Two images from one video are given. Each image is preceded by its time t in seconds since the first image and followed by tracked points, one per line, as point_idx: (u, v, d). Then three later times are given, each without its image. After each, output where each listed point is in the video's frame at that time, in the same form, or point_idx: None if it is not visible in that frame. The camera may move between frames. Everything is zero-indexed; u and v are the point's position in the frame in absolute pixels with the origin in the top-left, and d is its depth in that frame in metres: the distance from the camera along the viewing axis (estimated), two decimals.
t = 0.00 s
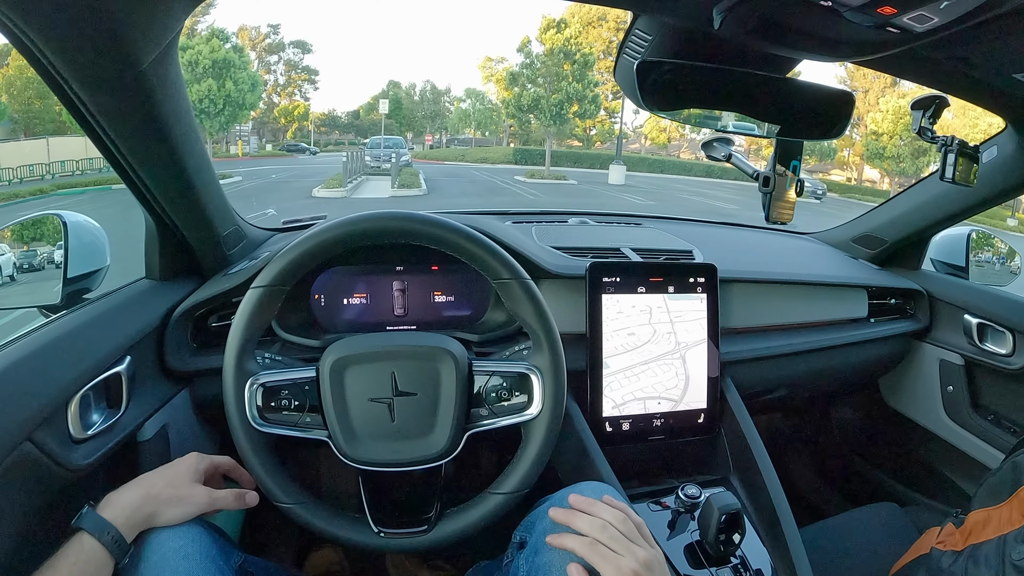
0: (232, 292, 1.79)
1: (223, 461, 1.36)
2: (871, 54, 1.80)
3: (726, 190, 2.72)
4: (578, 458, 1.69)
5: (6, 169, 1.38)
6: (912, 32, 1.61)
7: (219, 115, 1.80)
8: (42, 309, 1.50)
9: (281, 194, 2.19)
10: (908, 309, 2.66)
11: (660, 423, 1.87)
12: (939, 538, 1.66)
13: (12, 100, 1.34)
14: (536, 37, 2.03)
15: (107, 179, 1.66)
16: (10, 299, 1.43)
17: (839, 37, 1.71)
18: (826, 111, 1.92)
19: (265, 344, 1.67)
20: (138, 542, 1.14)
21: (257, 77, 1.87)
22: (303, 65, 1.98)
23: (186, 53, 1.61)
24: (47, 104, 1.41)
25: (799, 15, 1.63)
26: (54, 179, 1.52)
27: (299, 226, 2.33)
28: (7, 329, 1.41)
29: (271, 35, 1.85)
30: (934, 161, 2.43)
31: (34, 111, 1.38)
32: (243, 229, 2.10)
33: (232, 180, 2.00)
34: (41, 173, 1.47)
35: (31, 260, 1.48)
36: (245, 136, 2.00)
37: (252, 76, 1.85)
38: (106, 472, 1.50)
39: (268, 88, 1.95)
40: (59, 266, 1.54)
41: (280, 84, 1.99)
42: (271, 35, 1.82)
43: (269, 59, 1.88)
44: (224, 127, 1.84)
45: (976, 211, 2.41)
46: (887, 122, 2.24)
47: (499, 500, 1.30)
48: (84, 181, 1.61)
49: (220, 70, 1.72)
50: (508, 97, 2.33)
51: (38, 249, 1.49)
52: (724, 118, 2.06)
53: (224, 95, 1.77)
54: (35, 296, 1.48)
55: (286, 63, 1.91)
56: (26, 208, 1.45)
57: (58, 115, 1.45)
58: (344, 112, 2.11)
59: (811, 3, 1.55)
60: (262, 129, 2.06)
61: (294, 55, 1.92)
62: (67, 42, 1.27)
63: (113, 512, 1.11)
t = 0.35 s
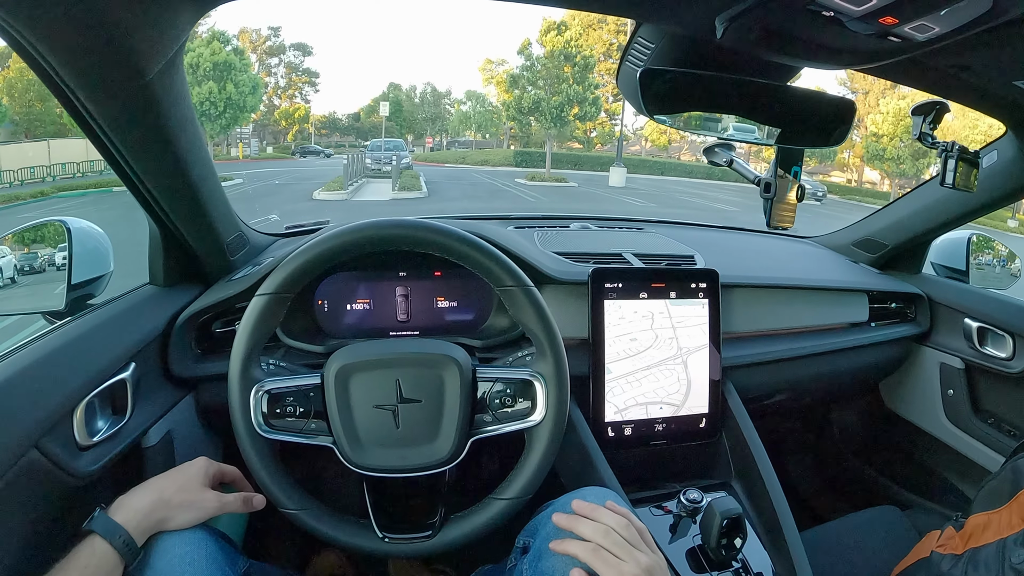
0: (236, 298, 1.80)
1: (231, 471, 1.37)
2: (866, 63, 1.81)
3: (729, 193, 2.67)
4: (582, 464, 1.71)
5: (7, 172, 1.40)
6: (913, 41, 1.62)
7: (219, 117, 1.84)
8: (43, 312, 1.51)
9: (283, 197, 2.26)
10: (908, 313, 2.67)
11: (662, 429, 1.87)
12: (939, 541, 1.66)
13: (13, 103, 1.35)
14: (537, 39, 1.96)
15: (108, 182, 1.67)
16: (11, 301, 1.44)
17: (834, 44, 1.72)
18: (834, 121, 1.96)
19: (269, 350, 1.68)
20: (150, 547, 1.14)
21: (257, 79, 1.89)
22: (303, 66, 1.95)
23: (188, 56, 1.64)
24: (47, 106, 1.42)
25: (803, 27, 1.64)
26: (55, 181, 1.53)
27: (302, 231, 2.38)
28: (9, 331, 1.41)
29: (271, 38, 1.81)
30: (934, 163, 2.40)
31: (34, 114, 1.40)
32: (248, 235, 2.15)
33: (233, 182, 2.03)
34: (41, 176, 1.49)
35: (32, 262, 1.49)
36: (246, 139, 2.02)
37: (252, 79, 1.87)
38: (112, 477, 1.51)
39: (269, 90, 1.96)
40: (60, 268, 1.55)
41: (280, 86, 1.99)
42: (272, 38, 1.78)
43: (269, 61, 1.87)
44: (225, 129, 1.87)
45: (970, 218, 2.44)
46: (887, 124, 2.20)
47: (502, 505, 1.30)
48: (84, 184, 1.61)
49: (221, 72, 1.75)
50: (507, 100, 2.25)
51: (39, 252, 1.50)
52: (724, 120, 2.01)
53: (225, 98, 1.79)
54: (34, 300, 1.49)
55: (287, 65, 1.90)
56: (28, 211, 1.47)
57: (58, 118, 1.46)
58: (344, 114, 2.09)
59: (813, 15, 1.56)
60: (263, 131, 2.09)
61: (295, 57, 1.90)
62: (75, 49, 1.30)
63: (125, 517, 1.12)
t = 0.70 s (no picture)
0: (238, 311, 1.81)
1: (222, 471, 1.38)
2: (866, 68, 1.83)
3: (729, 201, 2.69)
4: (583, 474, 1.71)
5: (11, 186, 1.42)
6: (905, 46, 1.64)
7: (224, 132, 1.85)
8: (48, 326, 1.53)
9: (289, 210, 2.28)
10: (909, 318, 2.67)
11: (663, 438, 1.87)
12: (944, 546, 1.65)
13: (19, 118, 1.37)
14: (537, 51, 1.99)
15: (112, 197, 1.68)
16: (17, 315, 1.46)
17: (827, 52, 1.74)
18: (826, 129, 1.97)
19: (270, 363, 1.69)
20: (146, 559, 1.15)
21: (261, 94, 1.92)
22: (306, 80, 1.99)
23: (190, 70, 1.65)
24: (52, 121, 1.45)
25: (794, 34, 1.66)
26: (60, 197, 1.54)
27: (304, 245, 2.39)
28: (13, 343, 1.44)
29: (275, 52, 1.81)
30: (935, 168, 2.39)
31: (39, 129, 1.42)
32: (250, 249, 2.15)
33: (237, 196, 2.05)
34: (45, 190, 1.50)
35: (37, 275, 1.50)
36: (250, 152, 2.05)
37: (255, 93, 1.89)
38: (114, 490, 1.51)
39: (273, 104, 2.00)
40: (64, 282, 1.57)
41: (283, 100, 2.03)
42: (274, 52, 1.77)
43: (272, 76, 1.90)
44: (228, 143, 1.89)
45: (966, 221, 2.44)
46: (888, 129, 2.26)
47: (502, 515, 1.30)
48: (89, 199, 1.61)
49: (224, 87, 1.76)
50: (510, 112, 2.31)
51: (44, 265, 1.52)
52: (725, 128, 2.05)
53: (229, 111, 1.81)
54: (37, 313, 1.50)
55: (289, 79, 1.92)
56: (31, 225, 1.48)
57: (63, 132, 1.48)
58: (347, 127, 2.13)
59: (802, 23, 1.58)
60: (267, 145, 2.12)
61: (297, 71, 1.90)
62: (73, 67, 1.33)
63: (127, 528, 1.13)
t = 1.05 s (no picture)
0: (242, 324, 1.82)
1: None
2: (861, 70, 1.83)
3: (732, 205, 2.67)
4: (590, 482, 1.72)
5: (18, 201, 1.42)
6: (902, 45, 1.63)
7: (227, 145, 1.86)
8: (54, 341, 1.54)
9: (288, 222, 2.28)
10: (915, 318, 2.65)
11: (668, 444, 1.87)
12: (953, 548, 1.63)
13: (24, 132, 1.39)
14: (539, 57, 2.04)
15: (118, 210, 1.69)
16: (25, 329, 1.46)
17: (825, 53, 1.73)
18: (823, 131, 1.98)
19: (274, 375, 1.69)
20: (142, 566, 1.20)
21: (263, 105, 1.91)
22: (309, 91, 1.99)
23: (193, 84, 1.70)
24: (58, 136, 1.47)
25: (788, 36, 1.66)
26: (66, 211, 1.56)
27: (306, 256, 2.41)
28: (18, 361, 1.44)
29: (277, 64, 1.87)
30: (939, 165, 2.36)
31: (45, 142, 1.44)
32: (252, 262, 2.17)
33: (240, 209, 2.06)
34: (52, 205, 1.52)
35: (44, 290, 1.52)
36: (254, 163, 2.03)
37: (258, 104, 1.89)
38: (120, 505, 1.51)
39: (276, 115, 2.00)
40: (70, 296, 1.57)
41: (286, 111, 2.03)
42: (277, 63, 1.84)
43: (276, 88, 1.92)
44: (232, 156, 1.90)
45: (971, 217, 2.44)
46: (893, 126, 2.24)
47: (506, 524, 1.30)
48: (94, 212, 1.63)
49: (228, 100, 1.78)
50: (513, 118, 2.20)
51: (50, 279, 1.53)
52: (728, 129, 2.02)
53: (232, 123, 1.82)
54: (45, 327, 1.51)
55: (293, 91, 1.96)
56: (39, 237, 1.49)
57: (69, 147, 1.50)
58: (351, 137, 2.14)
59: (798, 25, 1.58)
60: (271, 156, 2.09)
61: (301, 83, 1.95)
62: (69, 81, 1.34)
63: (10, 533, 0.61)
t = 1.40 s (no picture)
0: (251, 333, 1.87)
1: None
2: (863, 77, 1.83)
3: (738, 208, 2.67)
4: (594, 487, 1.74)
5: (30, 207, 1.45)
6: (897, 54, 1.65)
7: (235, 147, 1.89)
8: (66, 352, 1.56)
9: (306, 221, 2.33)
10: (921, 318, 2.64)
11: (672, 448, 1.89)
12: (957, 551, 1.66)
13: (35, 140, 1.40)
14: (546, 56, 2.02)
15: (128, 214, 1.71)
16: (36, 335, 1.50)
17: (820, 65, 1.75)
18: (819, 135, 1.97)
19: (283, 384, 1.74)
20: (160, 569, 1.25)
21: (273, 108, 1.96)
22: (317, 93, 1.98)
23: (203, 87, 1.71)
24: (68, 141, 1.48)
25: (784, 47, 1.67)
26: (77, 216, 1.58)
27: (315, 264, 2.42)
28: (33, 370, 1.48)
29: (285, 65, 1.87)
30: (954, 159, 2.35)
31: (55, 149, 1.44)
32: (260, 270, 2.18)
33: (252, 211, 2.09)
34: (63, 210, 1.54)
35: (57, 295, 1.55)
36: (263, 166, 2.07)
37: (267, 107, 1.93)
38: (136, 514, 1.56)
39: (284, 117, 2.02)
40: (84, 300, 1.61)
41: (295, 113, 2.04)
42: (284, 65, 1.85)
43: (284, 90, 1.91)
44: (242, 157, 1.93)
45: (977, 219, 2.43)
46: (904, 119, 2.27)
47: (510, 530, 1.33)
48: (105, 217, 1.66)
49: (236, 103, 1.80)
50: (521, 117, 2.33)
51: (63, 283, 1.57)
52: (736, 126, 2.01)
53: (240, 127, 1.86)
54: (58, 333, 1.54)
55: (300, 93, 1.94)
56: (53, 242, 1.53)
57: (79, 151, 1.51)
58: (360, 138, 2.16)
59: (789, 38, 1.61)
60: (280, 158, 2.13)
61: (308, 84, 1.93)
62: (82, 122, 1.38)
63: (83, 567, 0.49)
